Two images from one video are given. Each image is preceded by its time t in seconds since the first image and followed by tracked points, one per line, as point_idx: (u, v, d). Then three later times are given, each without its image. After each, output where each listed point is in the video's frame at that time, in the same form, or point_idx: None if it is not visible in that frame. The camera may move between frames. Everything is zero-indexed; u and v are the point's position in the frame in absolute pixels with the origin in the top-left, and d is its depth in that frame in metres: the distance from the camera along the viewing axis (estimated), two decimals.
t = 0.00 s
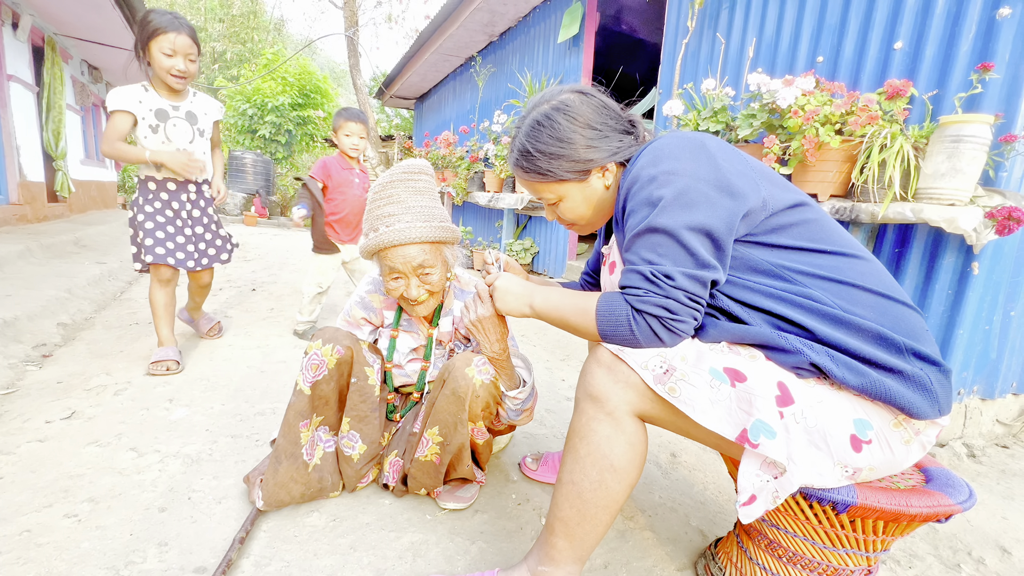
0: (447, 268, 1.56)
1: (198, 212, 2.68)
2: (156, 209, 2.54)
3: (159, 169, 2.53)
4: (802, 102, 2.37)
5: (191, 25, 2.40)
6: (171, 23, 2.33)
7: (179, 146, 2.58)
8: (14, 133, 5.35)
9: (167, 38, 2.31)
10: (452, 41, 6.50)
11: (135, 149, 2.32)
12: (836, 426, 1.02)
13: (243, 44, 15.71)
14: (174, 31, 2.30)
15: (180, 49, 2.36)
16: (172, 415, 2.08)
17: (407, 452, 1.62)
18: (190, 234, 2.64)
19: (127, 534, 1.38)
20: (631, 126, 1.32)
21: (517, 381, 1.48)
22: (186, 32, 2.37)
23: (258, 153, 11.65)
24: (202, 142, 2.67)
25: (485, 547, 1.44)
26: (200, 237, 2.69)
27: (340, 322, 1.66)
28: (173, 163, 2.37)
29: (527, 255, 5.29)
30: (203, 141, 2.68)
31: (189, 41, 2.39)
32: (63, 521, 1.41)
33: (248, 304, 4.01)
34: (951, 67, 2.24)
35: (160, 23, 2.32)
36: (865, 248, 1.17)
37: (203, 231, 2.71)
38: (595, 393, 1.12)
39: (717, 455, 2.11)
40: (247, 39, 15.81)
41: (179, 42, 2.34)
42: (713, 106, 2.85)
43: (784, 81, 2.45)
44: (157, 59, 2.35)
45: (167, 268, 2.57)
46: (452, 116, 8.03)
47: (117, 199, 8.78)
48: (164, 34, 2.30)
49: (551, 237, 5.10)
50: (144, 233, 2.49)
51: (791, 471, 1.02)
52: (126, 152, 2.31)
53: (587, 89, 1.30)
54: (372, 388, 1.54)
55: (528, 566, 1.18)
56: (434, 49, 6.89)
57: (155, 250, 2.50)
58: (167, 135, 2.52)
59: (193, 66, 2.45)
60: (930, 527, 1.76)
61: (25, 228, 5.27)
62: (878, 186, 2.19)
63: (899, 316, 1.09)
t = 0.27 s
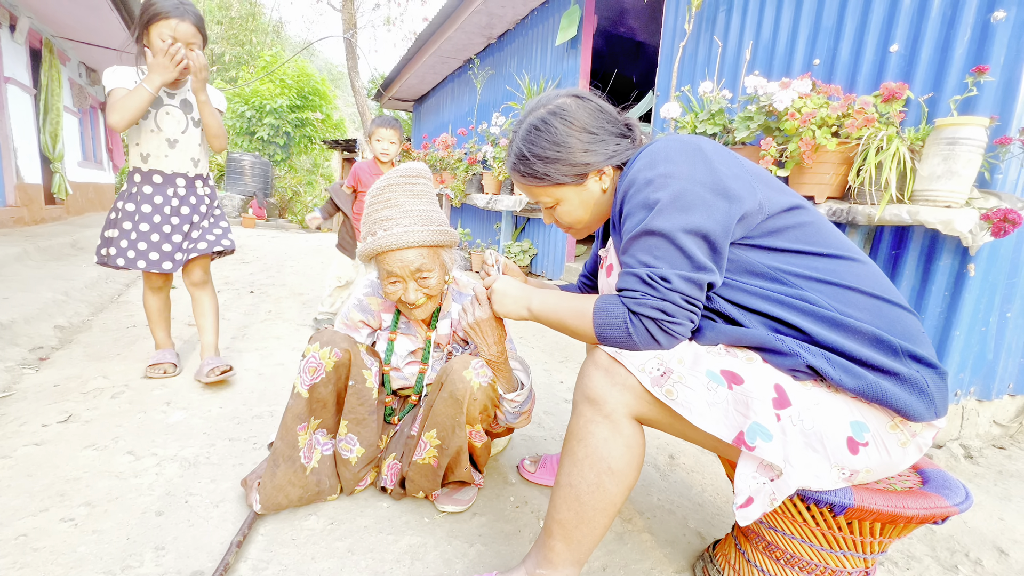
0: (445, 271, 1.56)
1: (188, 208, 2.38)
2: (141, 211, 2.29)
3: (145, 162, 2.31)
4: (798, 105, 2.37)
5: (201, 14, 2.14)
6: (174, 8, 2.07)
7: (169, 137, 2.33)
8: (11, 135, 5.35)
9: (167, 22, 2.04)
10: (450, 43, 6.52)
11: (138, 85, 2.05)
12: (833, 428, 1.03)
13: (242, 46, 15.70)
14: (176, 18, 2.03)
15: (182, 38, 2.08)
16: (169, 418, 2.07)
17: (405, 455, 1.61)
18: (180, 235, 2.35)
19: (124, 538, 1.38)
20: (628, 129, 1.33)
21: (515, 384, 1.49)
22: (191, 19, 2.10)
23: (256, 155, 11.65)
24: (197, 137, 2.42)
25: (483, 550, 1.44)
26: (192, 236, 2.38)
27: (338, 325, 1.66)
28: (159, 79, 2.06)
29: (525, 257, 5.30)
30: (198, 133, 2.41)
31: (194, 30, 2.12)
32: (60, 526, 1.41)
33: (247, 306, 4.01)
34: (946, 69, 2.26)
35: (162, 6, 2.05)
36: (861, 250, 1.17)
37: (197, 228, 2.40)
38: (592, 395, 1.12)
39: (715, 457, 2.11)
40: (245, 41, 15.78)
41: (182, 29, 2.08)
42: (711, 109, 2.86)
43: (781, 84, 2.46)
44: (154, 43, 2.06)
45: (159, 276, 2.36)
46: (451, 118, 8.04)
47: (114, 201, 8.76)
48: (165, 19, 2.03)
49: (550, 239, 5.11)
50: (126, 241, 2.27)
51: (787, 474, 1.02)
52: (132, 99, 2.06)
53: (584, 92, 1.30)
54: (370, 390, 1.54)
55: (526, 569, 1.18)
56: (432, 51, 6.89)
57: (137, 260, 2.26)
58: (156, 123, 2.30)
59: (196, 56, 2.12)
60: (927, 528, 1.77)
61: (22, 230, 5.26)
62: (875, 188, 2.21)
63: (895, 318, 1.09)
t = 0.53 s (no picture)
0: (442, 274, 1.57)
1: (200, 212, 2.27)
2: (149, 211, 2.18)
3: (155, 160, 2.19)
4: (797, 107, 2.37)
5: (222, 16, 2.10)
6: (197, 8, 2.01)
7: (180, 135, 2.21)
8: (11, 138, 5.35)
9: (188, 21, 1.99)
10: (449, 46, 6.53)
11: (167, 82, 2.02)
12: (830, 431, 1.03)
13: (242, 49, 15.73)
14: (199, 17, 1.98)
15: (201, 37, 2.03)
16: (167, 421, 2.07)
17: (403, 458, 1.61)
18: (192, 240, 2.26)
19: (121, 542, 1.38)
20: (624, 132, 1.33)
21: (513, 386, 1.49)
22: (212, 20, 2.05)
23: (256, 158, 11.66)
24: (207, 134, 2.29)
25: (481, 554, 1.44)
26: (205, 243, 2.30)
27: (336, 327, 1.65)
28: (185, 76, 2.04)
29: (524, 259, 5.30)
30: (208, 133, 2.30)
31: (214, 30, 2.07)
32: (57, 529, 1.41)
33: (245, 309, 4.01)
34: (943, 72, 2.26)
35: (183, 5, 1.99)
36: (857, 253, 1.18)
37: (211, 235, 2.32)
38: (589, 398, 1.13)
39: (713, 460, 2.11)
40: (245, 45, 15.80)
41: (203, 29, 2.02)
42: (709, 112, 2.86)
43: (778, 87, 2.47)
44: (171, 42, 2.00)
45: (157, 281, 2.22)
46: (450, 121, 8.06)
47: (114, 204, 8.76)
48: (186, 18, 1.98)
49: (549, 241, 5.11)
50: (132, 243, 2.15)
51: (784, 476, 1.02)
52: (161, 96, 2.01)
53: (580, 96, 1.30)
54: (368, 393, 1.53)
55: (524, 572, 1.18)
56: (431, 54, 6.91)
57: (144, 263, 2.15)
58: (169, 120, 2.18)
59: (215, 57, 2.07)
60: (926, 531, 1.76)
61: (21, 233, 5.26)
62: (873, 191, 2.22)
63: (891, 321, 1.10)
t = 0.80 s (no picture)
0: (443, 278, 1.57)
1: (209, 212, 2.28)
2: (157, 214, 2.15)
3: (160, 159, 2.15)
4: (797, 110, 2.39)
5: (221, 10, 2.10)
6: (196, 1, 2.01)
7: (184, 133, 2.20)
8: (15, 142, 5.38)
9: (188, 15, 1.99)
10: (451, 50, 6.55)
11: (168, 78, 2.00)
12: (831, 433, 1.03)
13: (245, 53, 15.79)
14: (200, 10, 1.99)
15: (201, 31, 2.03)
16: (169, 424, 2.07)
17: (405, 460, 1.62)
18: (204, 242, 2.26)
19: (124, 544, 1.38)
20: (625, 135, 1.34)
21: (514, 389, 1.50)
22: (213, 15, 2.06)
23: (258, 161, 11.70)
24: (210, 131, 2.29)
25: (483, 556, 1.44)
26: (216, 244, 2.30)
27: (337, 330, 1.65)
28: (187, 71, 2.02)
29: (526, 262, 5.30)
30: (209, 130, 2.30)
31: (214, 24, 2.07)
32: (60, 532, 1.41)
33: (248, 312, 4.02)
34: (943, 75, 2.27)
35: None
36: (857, 256, 1.18)
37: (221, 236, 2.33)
38: (590, 400, 1.13)
39: (715, 462, 2.11)
40: (247, 49, 15.86)
41: (205, 23, 2.03)
42: (709, 115, 2.87)
43: (778, 90, 2.47)
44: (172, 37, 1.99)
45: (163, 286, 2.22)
46: (451, 124, 8.08)
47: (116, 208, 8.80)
48: (187, 12, 1.98)
49: (550, 244, 5.12)
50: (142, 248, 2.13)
51: (784, 478, 1.02)
52: (163, 91, 1.98)
53: (581, 100, 1.31)
54: (370, 396, 1.54)
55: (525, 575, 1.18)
56: (433, 58, 6.93)
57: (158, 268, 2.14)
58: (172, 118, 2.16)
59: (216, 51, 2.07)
60: (929, 534, 1.76)
61: (25, 236, 5.28)
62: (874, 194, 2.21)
63: (892, 323, 1.10)
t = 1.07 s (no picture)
0: (444, 282, 1.57)
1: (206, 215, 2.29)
2: (153, 217, 2.16)
3: (154, 160, 2.16)
4: (797, 114, 2.39)
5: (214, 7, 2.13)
6: None
7: (179, 133, 2.20)
8: (18, 146, 5.40)
9: (181, 10, 2.00)
10: (451, 54, 6.57)
11: (162, 77, 2.00)
12: (832, 437, 1.03)
13: (247, 57, 15.81)
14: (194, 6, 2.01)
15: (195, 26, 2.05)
16: (171, 427, 2.08)
17: (406, 464, 1.62)
18: (201, 245, 2.27)
19: (126, 547, 1.38)
20: (627, 139, 1.34)
21: (516, 392, 1.49)
22: (205, 12, 2.08)
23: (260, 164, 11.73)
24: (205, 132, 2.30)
25: (484, 560, 1.44)
26: (212, 247, 2.31)
27: (340, 333, 1.66)
28: (180, 70, 2.03)
29: (527, 265, 5.31)
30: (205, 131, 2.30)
31: (207, 20, 2.09)
32: (62, 535, 1.41)
33: (249, 315, 4.03)
34: (943, 78, 2.27)
35: None
36: (859, 260, 1.18)
37: (216, 238, 2.34)
38: (592, 404, 1.13)
39: (716, 466, 2.11)
40: (249, 52, 15.88)
41: (197, 19, 2.05)
42: (709, 118, 2.88)
43: (778, 93, 2.48)
44: (163, 33, 1.99)
45: (159, 291, 2.24)
46: (452, 128, 8.10)
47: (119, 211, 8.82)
48: (179, 7, 1.99)
49: (551, 247, 5.13)
50: (137, 252, 2.13)
51: (786, 482, 1.02)
52: (155, 92, 1.98)
53: (584, 104, 1.32)
54: (371, 400, 1.54)
55: None
56: (434, 62, 6.95)
57: (153, 273, 2.15)
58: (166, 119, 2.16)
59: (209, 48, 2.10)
60: (931, 537, 1.75)
61: (27, 240, 5.29)
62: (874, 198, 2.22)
63: (893, 327, 1.10)
